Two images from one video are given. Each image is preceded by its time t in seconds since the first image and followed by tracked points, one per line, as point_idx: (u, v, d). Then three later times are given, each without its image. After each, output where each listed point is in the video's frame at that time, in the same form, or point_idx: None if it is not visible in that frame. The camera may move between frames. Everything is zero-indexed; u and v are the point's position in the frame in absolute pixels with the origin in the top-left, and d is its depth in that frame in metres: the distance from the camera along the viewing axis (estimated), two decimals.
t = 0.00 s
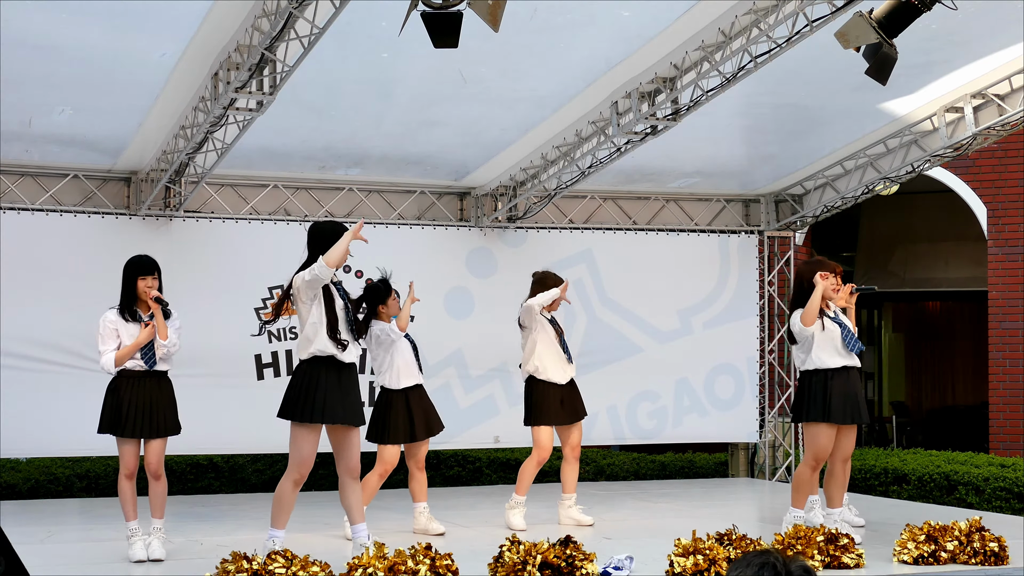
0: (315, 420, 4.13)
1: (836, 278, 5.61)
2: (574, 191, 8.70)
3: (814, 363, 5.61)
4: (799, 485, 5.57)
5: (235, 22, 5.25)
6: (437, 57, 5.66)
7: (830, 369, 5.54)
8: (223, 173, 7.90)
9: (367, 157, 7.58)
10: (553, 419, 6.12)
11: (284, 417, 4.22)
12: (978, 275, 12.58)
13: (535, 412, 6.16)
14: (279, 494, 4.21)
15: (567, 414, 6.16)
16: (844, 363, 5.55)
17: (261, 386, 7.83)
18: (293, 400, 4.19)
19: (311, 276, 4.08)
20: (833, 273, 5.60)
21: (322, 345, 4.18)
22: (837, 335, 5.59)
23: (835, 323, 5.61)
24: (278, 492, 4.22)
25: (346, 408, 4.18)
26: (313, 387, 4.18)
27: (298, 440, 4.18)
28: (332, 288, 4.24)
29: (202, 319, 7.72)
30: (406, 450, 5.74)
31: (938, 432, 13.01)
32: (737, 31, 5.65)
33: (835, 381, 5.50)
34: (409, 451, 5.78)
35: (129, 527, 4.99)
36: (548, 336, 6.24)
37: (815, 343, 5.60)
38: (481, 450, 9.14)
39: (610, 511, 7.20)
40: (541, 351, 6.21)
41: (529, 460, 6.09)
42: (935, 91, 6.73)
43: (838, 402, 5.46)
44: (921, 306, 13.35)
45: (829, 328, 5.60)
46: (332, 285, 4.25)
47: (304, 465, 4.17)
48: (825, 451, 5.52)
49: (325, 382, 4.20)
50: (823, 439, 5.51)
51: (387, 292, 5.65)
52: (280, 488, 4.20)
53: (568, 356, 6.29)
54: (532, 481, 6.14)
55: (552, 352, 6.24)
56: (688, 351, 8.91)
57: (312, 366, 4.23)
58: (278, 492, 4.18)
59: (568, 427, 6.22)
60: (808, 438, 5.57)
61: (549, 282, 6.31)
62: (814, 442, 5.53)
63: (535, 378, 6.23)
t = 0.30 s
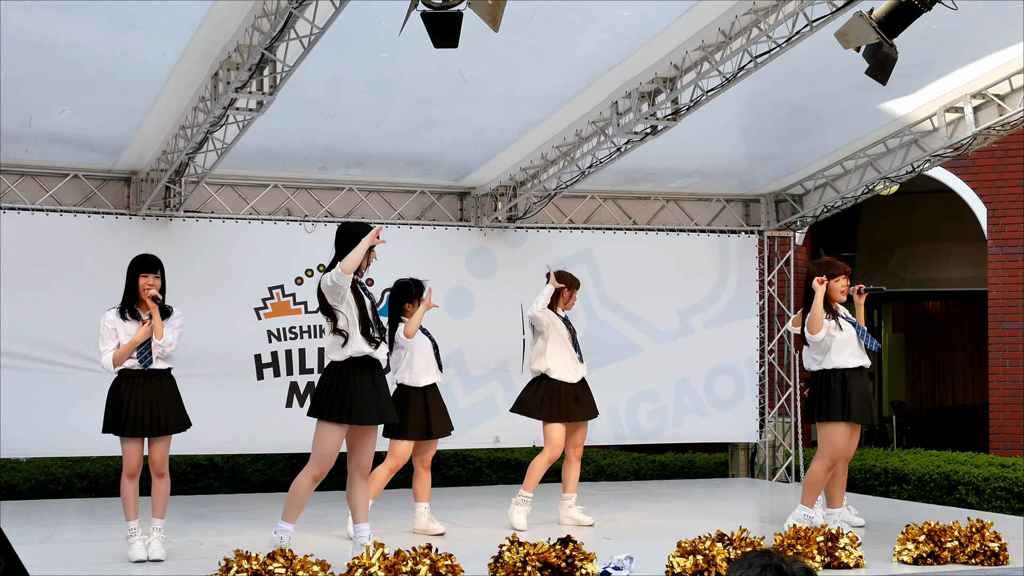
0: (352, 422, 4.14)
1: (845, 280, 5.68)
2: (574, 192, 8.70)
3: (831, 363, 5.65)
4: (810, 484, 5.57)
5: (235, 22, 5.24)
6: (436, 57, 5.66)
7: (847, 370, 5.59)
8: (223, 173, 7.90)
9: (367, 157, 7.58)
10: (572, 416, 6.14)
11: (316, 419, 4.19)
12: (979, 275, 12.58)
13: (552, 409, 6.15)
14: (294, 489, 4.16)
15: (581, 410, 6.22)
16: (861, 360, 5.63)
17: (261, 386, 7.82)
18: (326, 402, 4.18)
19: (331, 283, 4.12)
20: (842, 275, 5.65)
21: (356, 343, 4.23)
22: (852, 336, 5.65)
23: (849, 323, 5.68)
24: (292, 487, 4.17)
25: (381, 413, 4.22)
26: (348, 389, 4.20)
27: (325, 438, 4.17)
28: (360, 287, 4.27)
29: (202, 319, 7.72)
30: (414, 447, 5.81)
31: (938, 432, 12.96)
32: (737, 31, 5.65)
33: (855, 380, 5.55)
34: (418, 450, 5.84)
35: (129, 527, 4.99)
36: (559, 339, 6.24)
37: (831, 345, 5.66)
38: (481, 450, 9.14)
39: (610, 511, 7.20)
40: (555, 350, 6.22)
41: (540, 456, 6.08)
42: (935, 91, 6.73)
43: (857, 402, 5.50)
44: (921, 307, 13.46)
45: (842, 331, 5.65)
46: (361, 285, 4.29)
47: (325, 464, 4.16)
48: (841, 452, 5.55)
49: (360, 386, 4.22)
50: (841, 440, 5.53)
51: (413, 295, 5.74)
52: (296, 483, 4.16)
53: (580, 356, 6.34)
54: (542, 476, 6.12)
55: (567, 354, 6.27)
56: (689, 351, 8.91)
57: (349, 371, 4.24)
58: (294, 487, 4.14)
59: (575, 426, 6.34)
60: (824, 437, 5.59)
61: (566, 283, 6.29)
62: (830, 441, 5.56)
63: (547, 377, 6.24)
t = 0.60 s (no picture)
0: (370, 421, 4.15)
1: (849, 282, 5.72)
2: (574, 192, 8.70)
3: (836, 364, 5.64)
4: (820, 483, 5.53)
5: (235, 22, 5.24)
6: (436, 57, 5.66)
7: (852, 370, 5.59)
8: (223, 173, 7.89)
9: (367, 157, 7.58)
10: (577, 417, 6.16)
11: (332, 421, 4.20)
12: (980, 275, 12.57)
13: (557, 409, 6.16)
14: (305, 488, 4.15)
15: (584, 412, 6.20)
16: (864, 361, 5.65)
17: (261, 386, 7.82)
18: (344, 404, 4.18)
19: (334, 295, 4.13)
20: (845, 278, 5.70)
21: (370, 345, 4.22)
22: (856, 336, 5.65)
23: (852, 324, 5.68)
24: (302, 485, 4.18)
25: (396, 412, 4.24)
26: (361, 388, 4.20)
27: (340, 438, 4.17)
28: (368, 288, 4.25)
29: (202, 319, 7.72)
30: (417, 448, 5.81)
31: (938, 431, 12.93)
32: (737, 31, 5.65)
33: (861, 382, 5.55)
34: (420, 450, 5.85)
35: (129, 527, 4.99)
36: (565, 343, 6.25)
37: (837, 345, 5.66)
38: (481, 450, 9.13)
39: (609, 511, 7.20)
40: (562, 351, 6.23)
41: (546, 454, 6.07)
42: (935, 91, 6.73)
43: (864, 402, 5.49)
44: (921, 307, 13.44)
45: (845, 332, 5.65)
46: (370, 286, 4.29)
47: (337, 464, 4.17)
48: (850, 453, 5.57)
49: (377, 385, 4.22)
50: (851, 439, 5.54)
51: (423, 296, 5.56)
52: (307, 481, 4.17)
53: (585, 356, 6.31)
54: (546, 475, 6.13)
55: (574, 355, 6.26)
56: (689, 351, 8.90)
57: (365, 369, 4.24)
58: (306, 486, 4.13)
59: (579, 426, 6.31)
60: (835, 438, 5.58)
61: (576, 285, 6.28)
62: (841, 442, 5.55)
63: (552, 378, 6.23)
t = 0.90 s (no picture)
0: (371, 421, 4.14)
1: (844, 282, 5.73)
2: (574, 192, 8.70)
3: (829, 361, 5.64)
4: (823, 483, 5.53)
5: (236, 23, 5.25)
6: (436, 57, 5.66)
7: (846, 370, 5.58)
8: (223, 173, 7.90)
9: (367, 157, 7.58)
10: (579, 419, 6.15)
11: (334, 420, 4.19)
12: (980, 275, 12.57)
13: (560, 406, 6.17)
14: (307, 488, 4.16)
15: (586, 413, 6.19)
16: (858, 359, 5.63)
17: (261, 386, 7.82)
18: (345, 403, 4.18)
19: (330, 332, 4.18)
20: (840, 278, 5.73)
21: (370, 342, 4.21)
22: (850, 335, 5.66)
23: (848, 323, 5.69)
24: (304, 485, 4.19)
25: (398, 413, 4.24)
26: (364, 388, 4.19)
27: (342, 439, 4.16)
28: (366, 288, 4.25)
29: (203, 319, 7.72)
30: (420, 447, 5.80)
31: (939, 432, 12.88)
32: (737, 31, 5.65)
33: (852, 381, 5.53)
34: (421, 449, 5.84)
35: (129, 527, 4.99)
36: (569, 345, 6.25)
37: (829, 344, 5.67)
38: (481, 450, 9.13)
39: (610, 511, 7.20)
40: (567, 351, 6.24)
41: (545, 453, 6.09)
42: (935, 91, 6.73)
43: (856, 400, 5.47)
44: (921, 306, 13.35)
45: (839, 331, 5.66)
46: (371, 286, 4.28)
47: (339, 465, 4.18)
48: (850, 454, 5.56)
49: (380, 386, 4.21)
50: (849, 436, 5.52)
51: (431, 293, 5.82)
52: (308, 481, 4.17)
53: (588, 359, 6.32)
54: (546, 474, 6.15)
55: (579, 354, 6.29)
56: (689, 351, 8.90)
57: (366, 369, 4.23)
58: (307, 485, 4.14)
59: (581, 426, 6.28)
60: (834, 435, 5.56)
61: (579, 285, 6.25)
62: (840, 438, 5.54)
63: (555, 378, 6.24)
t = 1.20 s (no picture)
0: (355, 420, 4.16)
1: (842, 282, 5.69)
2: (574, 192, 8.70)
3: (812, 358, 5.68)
4: (811, 483, 5.58)
5: (236, 23, 5.24)
6: (436, 57, 5.66)
7: (827, 368, 5.65)
8: (223, 173, 7.89)
9: (367, 157, 7.58)
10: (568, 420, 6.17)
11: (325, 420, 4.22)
12: (980, 275, 12.57)
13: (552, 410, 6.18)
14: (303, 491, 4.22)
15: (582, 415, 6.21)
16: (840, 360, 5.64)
17: (261, 386, 7.82)
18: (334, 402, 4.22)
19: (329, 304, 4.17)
20: (839, 278, 5.69)
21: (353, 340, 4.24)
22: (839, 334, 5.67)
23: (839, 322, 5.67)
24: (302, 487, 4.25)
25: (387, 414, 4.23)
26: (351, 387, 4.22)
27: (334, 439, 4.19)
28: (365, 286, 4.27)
29: (203, 319, 7.72)
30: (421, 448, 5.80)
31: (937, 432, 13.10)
32: (737, 31, 5.65)
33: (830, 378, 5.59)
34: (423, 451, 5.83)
35: (129, 527, 4.99)
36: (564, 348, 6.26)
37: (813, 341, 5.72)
38: (481, 450, 9.13)
39: (609, 511, 7.20)
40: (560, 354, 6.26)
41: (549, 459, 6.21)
42: (935, 91, 6.73)
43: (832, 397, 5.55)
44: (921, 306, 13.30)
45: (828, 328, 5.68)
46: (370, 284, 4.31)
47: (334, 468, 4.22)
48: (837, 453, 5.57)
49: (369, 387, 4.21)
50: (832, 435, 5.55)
51: (427, 295, 5.65)
52: (306, 483, 4.23)
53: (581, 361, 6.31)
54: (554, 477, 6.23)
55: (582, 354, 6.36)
56: (689, 352, 8.90)
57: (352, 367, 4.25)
58: (304, 487, 4.20)
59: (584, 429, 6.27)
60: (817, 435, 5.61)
61: (574, 289, 6.26)
62: (823, 438, 5.57)
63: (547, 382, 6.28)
